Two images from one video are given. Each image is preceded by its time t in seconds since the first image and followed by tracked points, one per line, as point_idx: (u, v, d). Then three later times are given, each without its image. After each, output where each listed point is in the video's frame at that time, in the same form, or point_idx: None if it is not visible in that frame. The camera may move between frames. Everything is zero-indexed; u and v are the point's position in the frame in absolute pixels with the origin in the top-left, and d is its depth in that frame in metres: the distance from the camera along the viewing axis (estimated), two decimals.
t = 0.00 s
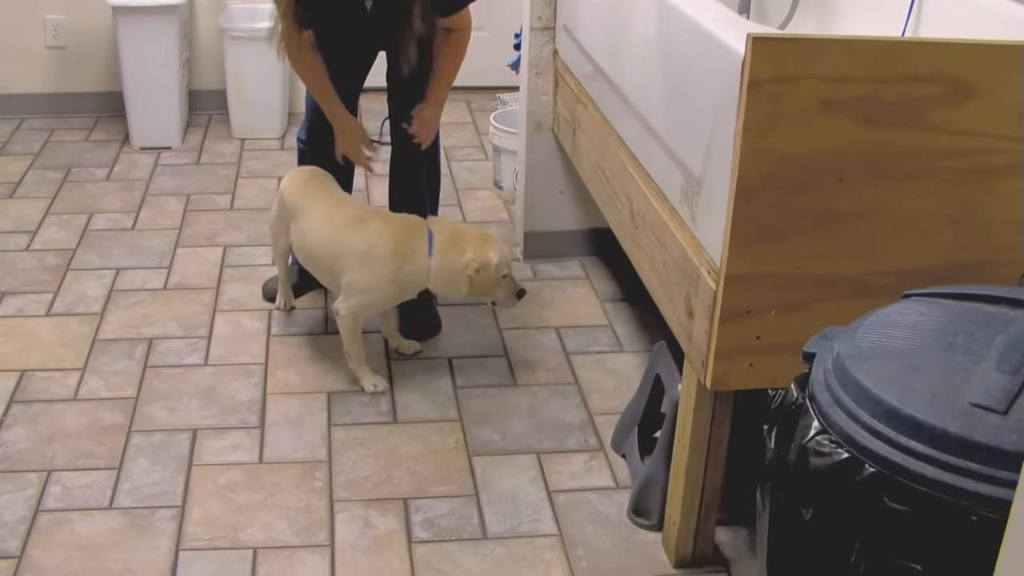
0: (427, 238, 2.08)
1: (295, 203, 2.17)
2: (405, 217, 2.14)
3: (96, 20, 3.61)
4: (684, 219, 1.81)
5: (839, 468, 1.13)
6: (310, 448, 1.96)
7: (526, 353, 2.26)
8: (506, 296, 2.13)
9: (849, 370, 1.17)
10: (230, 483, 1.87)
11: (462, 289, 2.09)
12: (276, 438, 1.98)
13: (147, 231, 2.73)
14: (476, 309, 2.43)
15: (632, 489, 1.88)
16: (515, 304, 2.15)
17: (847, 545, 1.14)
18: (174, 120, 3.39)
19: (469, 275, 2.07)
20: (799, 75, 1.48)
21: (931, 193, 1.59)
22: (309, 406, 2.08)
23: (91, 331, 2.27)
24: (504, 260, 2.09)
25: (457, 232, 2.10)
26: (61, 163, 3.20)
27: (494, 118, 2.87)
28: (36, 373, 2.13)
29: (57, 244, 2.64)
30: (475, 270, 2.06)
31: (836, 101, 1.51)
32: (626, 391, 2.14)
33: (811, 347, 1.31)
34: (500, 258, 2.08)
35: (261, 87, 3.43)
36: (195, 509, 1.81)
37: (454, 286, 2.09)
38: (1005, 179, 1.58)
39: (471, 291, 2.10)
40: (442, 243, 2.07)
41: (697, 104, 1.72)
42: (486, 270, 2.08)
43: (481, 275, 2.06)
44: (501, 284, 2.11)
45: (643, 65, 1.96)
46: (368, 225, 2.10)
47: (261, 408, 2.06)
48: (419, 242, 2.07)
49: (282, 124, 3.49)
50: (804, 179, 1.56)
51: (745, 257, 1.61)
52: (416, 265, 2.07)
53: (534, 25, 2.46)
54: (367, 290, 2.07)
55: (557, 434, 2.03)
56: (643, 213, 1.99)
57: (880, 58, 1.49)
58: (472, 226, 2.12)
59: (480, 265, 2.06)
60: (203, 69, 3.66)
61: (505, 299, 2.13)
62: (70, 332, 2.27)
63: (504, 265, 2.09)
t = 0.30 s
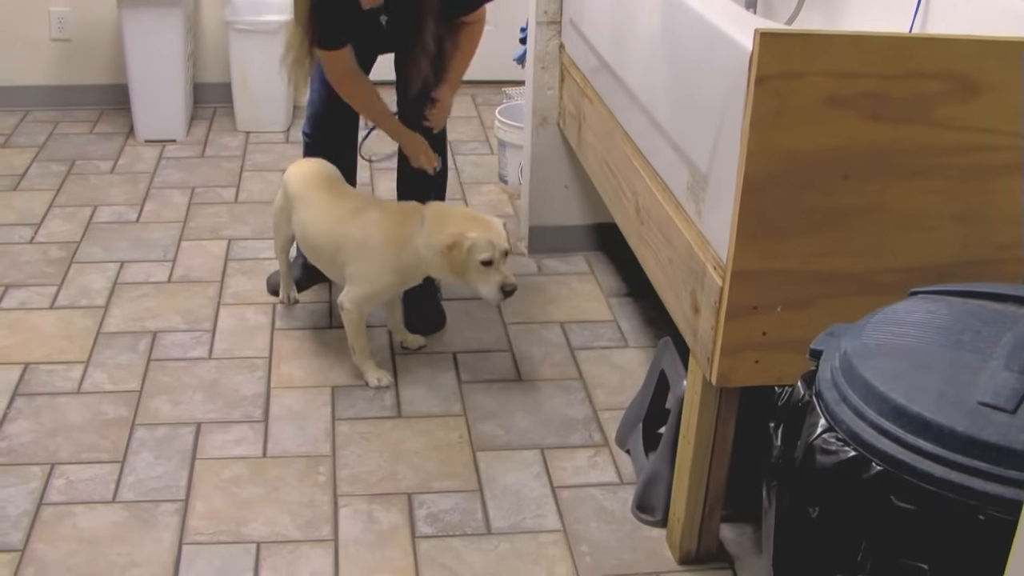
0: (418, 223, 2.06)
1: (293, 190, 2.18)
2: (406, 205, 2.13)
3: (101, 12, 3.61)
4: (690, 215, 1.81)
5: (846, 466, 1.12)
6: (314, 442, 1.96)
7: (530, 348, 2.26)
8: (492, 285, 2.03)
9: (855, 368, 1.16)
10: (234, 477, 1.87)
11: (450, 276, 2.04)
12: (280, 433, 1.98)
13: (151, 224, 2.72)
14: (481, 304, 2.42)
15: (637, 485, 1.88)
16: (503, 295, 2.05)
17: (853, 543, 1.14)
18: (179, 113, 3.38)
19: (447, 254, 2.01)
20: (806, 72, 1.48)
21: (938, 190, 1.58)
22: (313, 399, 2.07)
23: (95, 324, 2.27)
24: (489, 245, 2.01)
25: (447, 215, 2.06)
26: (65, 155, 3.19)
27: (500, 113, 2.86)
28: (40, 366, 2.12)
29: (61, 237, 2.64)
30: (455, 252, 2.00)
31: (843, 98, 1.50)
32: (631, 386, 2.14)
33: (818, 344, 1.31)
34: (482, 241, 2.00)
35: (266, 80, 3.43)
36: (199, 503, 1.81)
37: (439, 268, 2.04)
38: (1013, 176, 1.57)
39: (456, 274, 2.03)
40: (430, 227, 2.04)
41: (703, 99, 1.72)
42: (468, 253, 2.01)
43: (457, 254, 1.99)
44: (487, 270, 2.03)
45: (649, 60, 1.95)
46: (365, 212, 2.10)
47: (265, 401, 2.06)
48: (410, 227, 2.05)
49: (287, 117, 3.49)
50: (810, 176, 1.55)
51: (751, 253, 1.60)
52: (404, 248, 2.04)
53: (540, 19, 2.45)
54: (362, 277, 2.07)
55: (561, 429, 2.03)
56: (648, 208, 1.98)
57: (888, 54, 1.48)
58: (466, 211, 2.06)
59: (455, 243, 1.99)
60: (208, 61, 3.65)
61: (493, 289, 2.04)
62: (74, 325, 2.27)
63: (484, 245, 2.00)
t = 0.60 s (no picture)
0: (414, 217, 2.05)
1: (304, 179, 2.22)
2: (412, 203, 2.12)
3: (107, 8, 3.60)
4: (699, 209, 1.80)
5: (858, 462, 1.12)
6: (323, 438, 1.95)
7: (539, 343, 2.25)
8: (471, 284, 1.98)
9: (866, 363, 1.15)
10: (242, 473, 1.86)
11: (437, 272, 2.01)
12: (288, 428, 1.97)
13: (158, 220, 2.72)
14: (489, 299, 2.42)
15: (646, 480, 1.87)
16: (482, 297, 1.98)
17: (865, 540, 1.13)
18: (186, 109, 3.38)
19: (428, 247, 1.98)
20: (815, 66, 1.47)
21: (948, 184, 1.57)
22: (321, 395, 2.07)
23: (102, 320, 2.27)
24: (471, 243, 1.97)
25: (441, 212, 2.03)
26: (72, 151, 3.19)
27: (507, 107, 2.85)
28: (48, 362, 2.12)
29: (69, 233, 2.64)
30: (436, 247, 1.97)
31: (853, 92, 1.49)
32: (640, 381, 2.13)
33: (829, 339, 1.30)
34: (464, 238, 1.97)
35: (274, 75, 3.42)
36: (207, 499, 1.80)
37: (424, 262, 2.01)
38: None
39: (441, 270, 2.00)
40: (422, 222, 2.03)
41: (712, 93, 1.71)
42: (449, 250, 1.98)
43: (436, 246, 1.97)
44: (469, 268, 1.98)
45: (657, 55, 1.94)
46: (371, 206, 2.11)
47: (274, 397, 2.06)
48: (406, 221, 2.04)
49: (294, 112, 3.49)
50: (819, 171, 1.54)
51: (760, 248, 1.59)
52: (394, 240, 2.03)
53: (548, 14, 2.44)
54: (363, 270, 2.08)
55: (570, 424, 2.02)
56: (657, 203, 1.98)
57: (898, 49, 1.47)
58: (461, 209, 2.03)
59: (437, 236, 1.97)
60: (215, 57, 3.65)
61: (471, 289, 1.98)
62: (82, 321, 2.26)
63: (465, 240, 1.97)
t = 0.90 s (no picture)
0: (410, 210, 2.04)
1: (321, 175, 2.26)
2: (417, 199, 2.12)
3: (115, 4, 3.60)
4: (708, 207, 1.80)
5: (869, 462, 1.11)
6: (330, 435, 1.95)
7: (546, 341, 2.24)
8: (449, 276, 1.95)
9: (878, 364, 1.15)
10: (249, 471, 1.86)
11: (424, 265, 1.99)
12: (296, 425, 1.97)
13: (165, 216, 2.72)
14: (496, 297, 2.41)
15: (655, 479, 1.86)
16: (459, 290, 1.94)
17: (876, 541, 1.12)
18: (193, 105, 3.38)
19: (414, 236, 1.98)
20: (827, 64, 1.46)
21: (960, 183, 1.56)
22: (328, 392, 2.06)
23: (110, 317, 2.27)
24: (453, 232, 1.94)
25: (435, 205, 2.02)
26: (79, 147, 3.19)
27: (516, 104, 2.85)
28: (56, 359, 2.12)
29: (76, 229, 2.63)
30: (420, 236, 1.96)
31: (864, 90, 1.49)
32: (648, 379, 2.12)
33: (840, 339, 1.29)
34: (445, 227, 1.94)
35: (282, 71, 3.42)
36: (215, 496, 1.80)
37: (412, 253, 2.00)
38: None
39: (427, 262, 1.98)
40: (416, 213, 2.02)
41: (722, 91, 1.70)
42: (432, 239, 1.96)
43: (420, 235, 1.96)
44: (448, 260, 1.95)
45: (667, 52, 1.93)
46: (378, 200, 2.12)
47: (281, 394, 2.05)
48: (403, 214, 2.05)
49: (302, 108, 3.48)
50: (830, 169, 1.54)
51: (771, 247, 1.58)
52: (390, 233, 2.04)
53: (557, 11, 2.43)
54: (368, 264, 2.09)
55: (579, 422, 2.01)
56: (666, 200, 1.97)
57: (910, 47, 1.46)
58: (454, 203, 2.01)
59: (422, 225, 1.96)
60: (223, 53, 3.65)
61: (449, 281, 1.94)
62: (89, 317, 2.26)
63: (444, 230, 1.94)
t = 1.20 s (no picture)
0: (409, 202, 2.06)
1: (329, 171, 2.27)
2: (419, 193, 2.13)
3: None
4: (718, 204, 1.79)
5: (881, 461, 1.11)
6: (338, 431, 1.94)
7: (555, 337, 2.23)
8: (443, 268, 1.95)
9: (889, 361, 1.13)
10: (257, 467, 1.85)
11: (419, 256, 2.00)
12: (304, 422, 1.96)
13: (172, 212, 2.71)
14: (504, 293, 2.40)
15: (663, 476, 1.85)
16: (452, 282, 1.94)
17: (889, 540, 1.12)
18: (200, 101, 3.37)
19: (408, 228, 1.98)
20: (838, 60, 1.45)
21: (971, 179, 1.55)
22: (336, 389, 2.06)
23: (117, 312, 2.26)
24: (447, 224, 1.95)
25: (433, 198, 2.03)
26: (86, 143, 3.19)
27: (524, 99, 2.84)
28: (63, 355, 2.12)
29: (84, 224, 2.63)
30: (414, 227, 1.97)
31: (875, 87, 1.48)
32: (657, 376, 2.11)
33: (851, 336, 1.28)
34: (438, 218, 1.95)
35: (289, 67, 3.41)
36: (222, 493, 1.79)
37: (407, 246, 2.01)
38: None
39: (422, 254, 1.99)
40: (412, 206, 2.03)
41: (732, 88, 1.69)
42: (426, 231, 1.96)
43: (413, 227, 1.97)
44: (442, 251, 1.96)
45: (676, 47, 1.92)
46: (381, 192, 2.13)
47: (289, 390, 2.05)
48: (400, 208, 2.06)
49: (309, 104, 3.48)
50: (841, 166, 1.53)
51: (781, 244, 1.58)
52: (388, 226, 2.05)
53: (566, 6, 2.43)
54: (369, 256, 2.10)
55: (587, 419, 2.00)
56: (675, 197, 1.96)
57: (921, 43, 1.45)
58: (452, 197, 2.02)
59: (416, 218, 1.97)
60: (230, 49, 3.64)
61: (441, 272, 1.95)
62: (96, 313, 2.26)
63: (438, 223, 1.95)
